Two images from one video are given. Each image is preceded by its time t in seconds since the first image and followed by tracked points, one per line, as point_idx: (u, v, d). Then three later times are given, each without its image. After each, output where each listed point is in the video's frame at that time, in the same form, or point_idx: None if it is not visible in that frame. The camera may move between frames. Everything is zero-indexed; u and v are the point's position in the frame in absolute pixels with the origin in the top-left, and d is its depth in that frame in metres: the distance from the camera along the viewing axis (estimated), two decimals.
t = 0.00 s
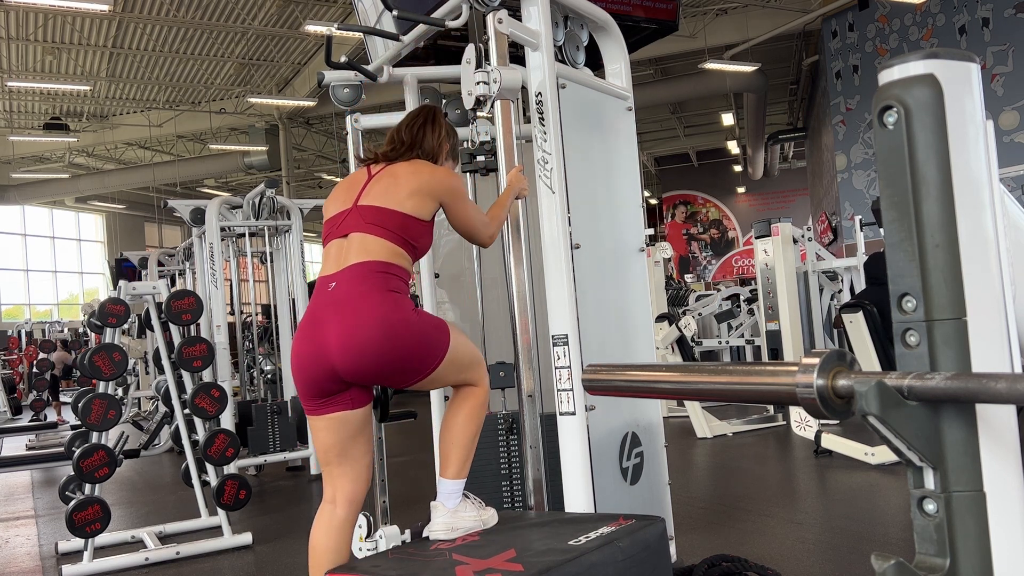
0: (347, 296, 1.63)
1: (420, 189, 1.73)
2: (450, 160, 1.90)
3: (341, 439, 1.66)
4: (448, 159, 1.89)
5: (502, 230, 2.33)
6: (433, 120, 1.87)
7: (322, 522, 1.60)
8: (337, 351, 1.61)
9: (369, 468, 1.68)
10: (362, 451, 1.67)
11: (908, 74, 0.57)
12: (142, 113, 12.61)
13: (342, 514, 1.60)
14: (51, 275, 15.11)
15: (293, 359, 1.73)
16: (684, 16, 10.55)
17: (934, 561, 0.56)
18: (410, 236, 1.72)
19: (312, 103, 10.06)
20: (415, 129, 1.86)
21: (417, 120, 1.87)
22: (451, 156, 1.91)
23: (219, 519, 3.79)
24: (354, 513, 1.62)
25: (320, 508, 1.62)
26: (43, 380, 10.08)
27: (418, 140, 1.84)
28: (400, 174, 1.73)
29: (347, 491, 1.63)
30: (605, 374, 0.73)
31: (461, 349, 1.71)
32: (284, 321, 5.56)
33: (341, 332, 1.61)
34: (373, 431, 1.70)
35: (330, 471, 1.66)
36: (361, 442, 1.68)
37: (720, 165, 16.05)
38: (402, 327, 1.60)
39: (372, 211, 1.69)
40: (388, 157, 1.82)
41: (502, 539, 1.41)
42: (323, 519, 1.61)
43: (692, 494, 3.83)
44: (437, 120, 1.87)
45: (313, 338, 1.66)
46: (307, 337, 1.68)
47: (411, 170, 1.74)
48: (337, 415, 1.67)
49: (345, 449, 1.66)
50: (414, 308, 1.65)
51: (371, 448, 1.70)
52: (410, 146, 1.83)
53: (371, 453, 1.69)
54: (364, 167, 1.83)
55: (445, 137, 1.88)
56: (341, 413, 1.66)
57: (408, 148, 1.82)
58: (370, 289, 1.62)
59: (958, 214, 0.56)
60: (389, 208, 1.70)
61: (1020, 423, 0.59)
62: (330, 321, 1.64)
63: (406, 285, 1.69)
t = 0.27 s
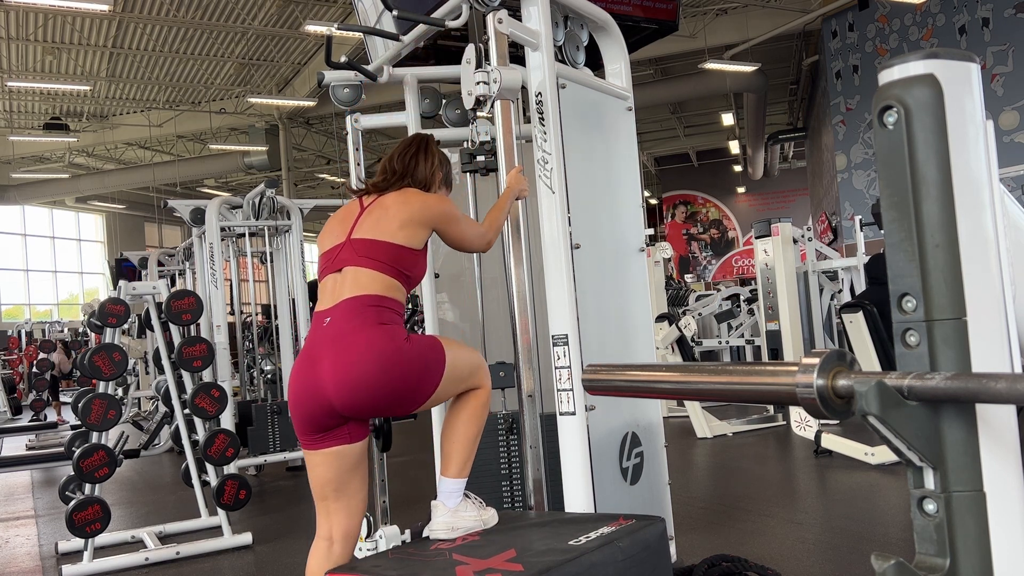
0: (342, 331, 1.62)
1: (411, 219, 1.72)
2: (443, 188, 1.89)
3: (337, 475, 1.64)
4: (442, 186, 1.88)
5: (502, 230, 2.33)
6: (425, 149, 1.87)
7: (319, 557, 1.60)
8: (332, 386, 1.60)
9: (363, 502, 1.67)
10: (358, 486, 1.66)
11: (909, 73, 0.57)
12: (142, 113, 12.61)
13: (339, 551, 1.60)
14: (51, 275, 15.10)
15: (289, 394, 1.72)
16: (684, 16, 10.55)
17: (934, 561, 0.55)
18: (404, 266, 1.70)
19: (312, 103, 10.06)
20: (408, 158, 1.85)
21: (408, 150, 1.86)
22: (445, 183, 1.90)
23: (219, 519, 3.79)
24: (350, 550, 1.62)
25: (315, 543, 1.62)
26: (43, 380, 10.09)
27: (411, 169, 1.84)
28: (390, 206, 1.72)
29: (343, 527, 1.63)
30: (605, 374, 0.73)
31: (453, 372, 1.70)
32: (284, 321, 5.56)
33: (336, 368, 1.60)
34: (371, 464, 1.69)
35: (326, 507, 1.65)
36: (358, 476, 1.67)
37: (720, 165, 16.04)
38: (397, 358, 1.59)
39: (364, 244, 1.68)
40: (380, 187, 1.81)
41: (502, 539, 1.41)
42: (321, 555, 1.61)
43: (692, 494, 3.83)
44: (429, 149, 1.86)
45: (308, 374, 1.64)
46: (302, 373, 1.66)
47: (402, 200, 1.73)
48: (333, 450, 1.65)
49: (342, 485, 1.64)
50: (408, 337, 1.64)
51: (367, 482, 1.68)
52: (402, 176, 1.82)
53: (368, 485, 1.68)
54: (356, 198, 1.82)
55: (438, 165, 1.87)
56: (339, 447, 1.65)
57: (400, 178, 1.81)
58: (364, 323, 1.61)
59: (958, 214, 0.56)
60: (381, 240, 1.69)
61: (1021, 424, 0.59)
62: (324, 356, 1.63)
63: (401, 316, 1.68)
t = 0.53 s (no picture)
0: (338, 358, 1.62)
1: (403, 241, 1.71)
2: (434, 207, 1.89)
3: (339, 501, 1.66)
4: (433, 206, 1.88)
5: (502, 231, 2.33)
6: (415, 170, 1.86)
7: None
8: (331, 413, 1.60)
9: (368, 522, 1.70)
10: (361, 509, 1.68)
11: (908, 74, 0.57)
12: (142, 113, 12.61)
13: None
14: (51, 275, 15.10)
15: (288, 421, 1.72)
16: (684, 16, 10.55)
17: (934, 561, 0.56)
18: (398, 289, 1.71)
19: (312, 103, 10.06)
20: (399, 180, 1.85)
21: (399, 172, 1.86)
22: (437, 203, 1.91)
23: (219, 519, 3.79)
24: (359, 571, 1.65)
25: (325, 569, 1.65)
26: (43, 380, 10.09)
27: (401, 191, 1.84)
28: (383, 230, 1.72)
29: (350, 550, 1.66)
30: (605, 374, 0.73)
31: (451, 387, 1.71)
32: (284, 321, 5.56)
33: (333, 395, 1.60)
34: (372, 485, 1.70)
35: (331, 531, 1.67)
36: (360, 498, 1.69)
37: (720, 165, 16.04)
38: (393, 382, 1.59)
39: (358, 270, 1.68)
40: (371, 210, 1.80)
41: (502, 539, 1.41)
42: None
43: (692, 494, 3.83)
44: (419, 169, 1.86)
45: (306, 402, 1.65)
46: (300, 402, 1.67)
47: (393, 224, 1.72)
48: (334, 476, 1.66)
49: (345, 509, 1.67)
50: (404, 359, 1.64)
51: (370, 502, 1.70)
52: (392, 198, 1.82)
53: (371, 505, 1.70)
54: (348, 222, 1.81)
55: (429, 185, 1.87)
56: (338, 472, 1.66)
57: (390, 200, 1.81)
58: (359, 349, 1.61)
59: (958, 213, 0.56)
60: (374, 265, 1.68)
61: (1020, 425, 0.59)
62: (322, 384, 1.63)
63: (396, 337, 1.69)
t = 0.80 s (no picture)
0: (338, 358, 1.62)
1: (404, 242, 1.71)
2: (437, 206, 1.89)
3: (339, 499, 1.66)
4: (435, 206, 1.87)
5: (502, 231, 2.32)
6: (417, 169, 1.87)
7: None
8: (330, 413, 1.60)
9: (369, 521, 1.70)
10: (363, 507, 1.68)
11: (908, 73, 0.57)
12: (142, 113, 12.61)
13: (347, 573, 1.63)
14: (51, 275, 15.10)
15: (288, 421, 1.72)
16: (684, 16, 10.55)
17: (934, 561, 0.56)
18: (398, 290, 1.70)
19: (312, 103, 10.06)
20: (400, 179, 1.85)
21: (401, 172, 1.86)
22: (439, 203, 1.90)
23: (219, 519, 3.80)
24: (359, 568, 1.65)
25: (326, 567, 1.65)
26: (43, 380, 10.09)
27: (403, 190, 1.84)
28: (384, 230, 1.71)
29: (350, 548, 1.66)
30: (606, 373, 0.73)
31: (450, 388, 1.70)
32: (284, 321, 5.56)
33: (333, 395, 1.59)
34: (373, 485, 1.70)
35: (332, 529, 1.68)
36: (362, 496, 1.69)
37: (720, 165, 16.04)
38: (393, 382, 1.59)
39: (359, 270, 1.68)
40: (372, 211, 1.80)
41: (502, 539, 1.41)
42: None
43: (692, 494, 3.83)
44: (422, 169, 1.86)
45: (305, 401, 1.64)
46: (300, 401, 1.66)
47: (394, 224, 1.72)
48: (334, 475, 1.66)
49: (346, 507, 1.67)
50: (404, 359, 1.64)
51: (371, 501, 1.70)
52: (394, 197, 1.82)
53: (372, 504, 1.70)
54: (349, 221, 1.81)
55: (431, 184, 1.87)
56: (339, 472, 1.66)
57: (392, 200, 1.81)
58: (360, 349, 1.61)
59: (958, 211, 0.56)
60: (374, 265, 1.68)
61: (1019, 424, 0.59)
62: (321, 384, 1.63)
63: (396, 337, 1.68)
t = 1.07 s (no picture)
0: (346, 309, 1.63)
1: (414, 203, 1.72)
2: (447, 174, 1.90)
3: (335, 454, 1.64)
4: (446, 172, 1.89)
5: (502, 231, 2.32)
6: (428, 137, 1.87)
7: (317, 538, 1.60)
8: (337, 363, 1.60)
9: (364, 482, 1.68)
10: (358, 466, 1.66)
11: (908, 74, 0.57)
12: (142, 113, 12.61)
13: (338, 530, 1.60)
14: (51, 275, 15.10)
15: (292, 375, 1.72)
16: (684, 17, 10.55)
17: (933, 561, 0.56)
18: (408, 249, 1.71)
19: (312, 103, 10.06)
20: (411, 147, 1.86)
21: (412, 138, 1.87)
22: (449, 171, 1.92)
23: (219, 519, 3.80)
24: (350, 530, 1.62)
25: (315, 523, 1.62)
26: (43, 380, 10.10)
27: (413, 155, 1.85)
28: (394, 190, 1.73)
29: (342, 507, 1.63)
30: (606, 374, 0.73)
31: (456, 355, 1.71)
32: (284, 321, 5.56)
33: (340, 345, 1.60)
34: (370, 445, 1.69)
35: (325, 487, 1.65)
36: (359, 456, 1.67)
37: (720, 165, 16.04)
38: (402, 336, 1.60)
39: (369, 227, 1.69)
40: (382, 175, 1.82)
41: (502, 539, 1.41)
42: (321, 533, 1.60)
43: (692, 494, 3.83)
44: (432, 137, 1.87)
45: (311, 353, 1.65)
46: (305, 352, 1.67)
47: (405, 185, 1.74)
48: (334, 431, 1.65)
49: (342, 463, 1.65)
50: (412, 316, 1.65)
51: (367, 462, 1.69)
52: (404, 162, 1.83)
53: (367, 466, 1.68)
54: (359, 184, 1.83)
55: (443, 151, 1.88)
56: (339, 427, 1.65)
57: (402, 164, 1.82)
58: (368, 301, 1.62)
59: (958, 213, 0.56)
60: (384, 223, 1.70)
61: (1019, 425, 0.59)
62: (329, 335, 1.63)
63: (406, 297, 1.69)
